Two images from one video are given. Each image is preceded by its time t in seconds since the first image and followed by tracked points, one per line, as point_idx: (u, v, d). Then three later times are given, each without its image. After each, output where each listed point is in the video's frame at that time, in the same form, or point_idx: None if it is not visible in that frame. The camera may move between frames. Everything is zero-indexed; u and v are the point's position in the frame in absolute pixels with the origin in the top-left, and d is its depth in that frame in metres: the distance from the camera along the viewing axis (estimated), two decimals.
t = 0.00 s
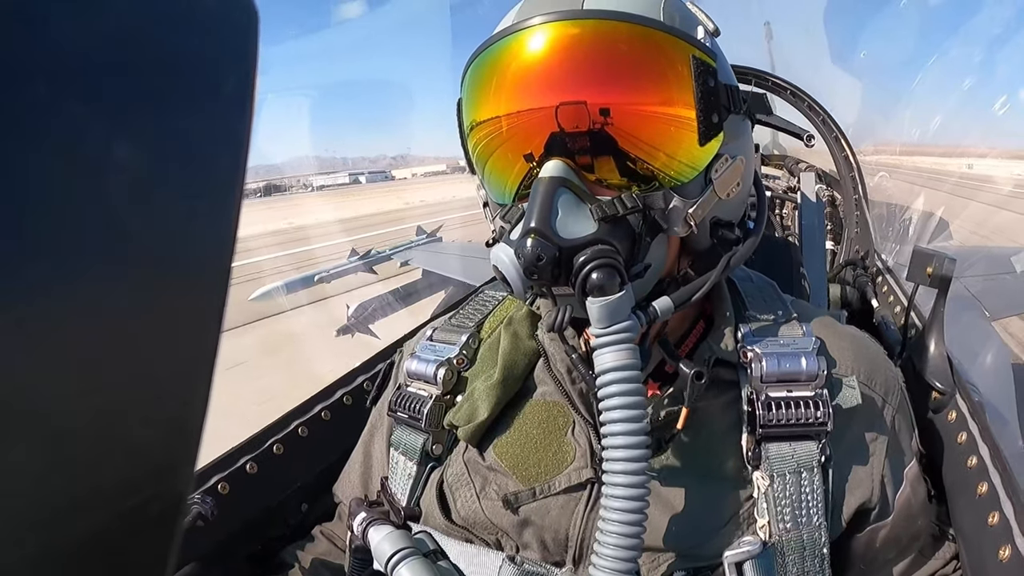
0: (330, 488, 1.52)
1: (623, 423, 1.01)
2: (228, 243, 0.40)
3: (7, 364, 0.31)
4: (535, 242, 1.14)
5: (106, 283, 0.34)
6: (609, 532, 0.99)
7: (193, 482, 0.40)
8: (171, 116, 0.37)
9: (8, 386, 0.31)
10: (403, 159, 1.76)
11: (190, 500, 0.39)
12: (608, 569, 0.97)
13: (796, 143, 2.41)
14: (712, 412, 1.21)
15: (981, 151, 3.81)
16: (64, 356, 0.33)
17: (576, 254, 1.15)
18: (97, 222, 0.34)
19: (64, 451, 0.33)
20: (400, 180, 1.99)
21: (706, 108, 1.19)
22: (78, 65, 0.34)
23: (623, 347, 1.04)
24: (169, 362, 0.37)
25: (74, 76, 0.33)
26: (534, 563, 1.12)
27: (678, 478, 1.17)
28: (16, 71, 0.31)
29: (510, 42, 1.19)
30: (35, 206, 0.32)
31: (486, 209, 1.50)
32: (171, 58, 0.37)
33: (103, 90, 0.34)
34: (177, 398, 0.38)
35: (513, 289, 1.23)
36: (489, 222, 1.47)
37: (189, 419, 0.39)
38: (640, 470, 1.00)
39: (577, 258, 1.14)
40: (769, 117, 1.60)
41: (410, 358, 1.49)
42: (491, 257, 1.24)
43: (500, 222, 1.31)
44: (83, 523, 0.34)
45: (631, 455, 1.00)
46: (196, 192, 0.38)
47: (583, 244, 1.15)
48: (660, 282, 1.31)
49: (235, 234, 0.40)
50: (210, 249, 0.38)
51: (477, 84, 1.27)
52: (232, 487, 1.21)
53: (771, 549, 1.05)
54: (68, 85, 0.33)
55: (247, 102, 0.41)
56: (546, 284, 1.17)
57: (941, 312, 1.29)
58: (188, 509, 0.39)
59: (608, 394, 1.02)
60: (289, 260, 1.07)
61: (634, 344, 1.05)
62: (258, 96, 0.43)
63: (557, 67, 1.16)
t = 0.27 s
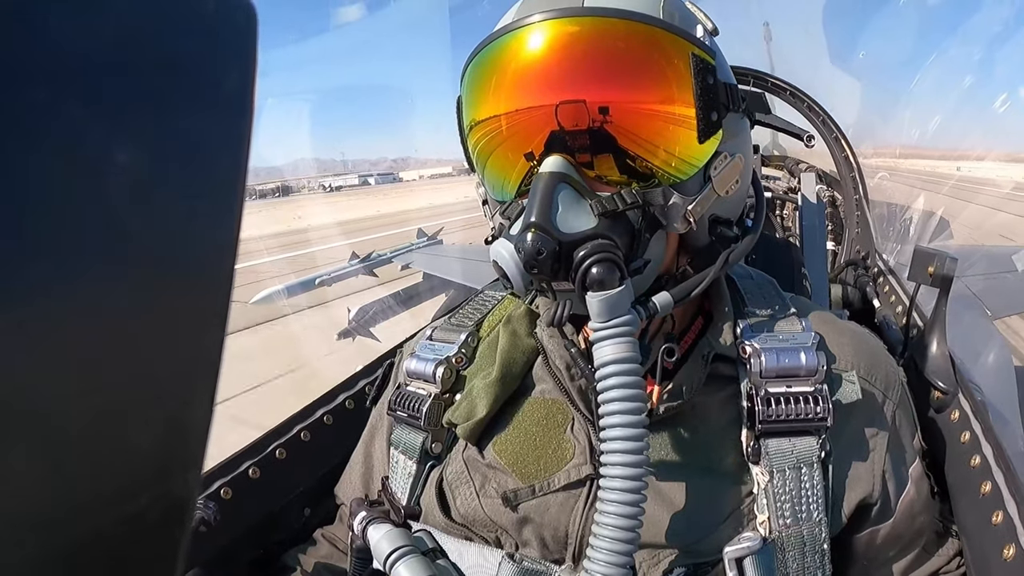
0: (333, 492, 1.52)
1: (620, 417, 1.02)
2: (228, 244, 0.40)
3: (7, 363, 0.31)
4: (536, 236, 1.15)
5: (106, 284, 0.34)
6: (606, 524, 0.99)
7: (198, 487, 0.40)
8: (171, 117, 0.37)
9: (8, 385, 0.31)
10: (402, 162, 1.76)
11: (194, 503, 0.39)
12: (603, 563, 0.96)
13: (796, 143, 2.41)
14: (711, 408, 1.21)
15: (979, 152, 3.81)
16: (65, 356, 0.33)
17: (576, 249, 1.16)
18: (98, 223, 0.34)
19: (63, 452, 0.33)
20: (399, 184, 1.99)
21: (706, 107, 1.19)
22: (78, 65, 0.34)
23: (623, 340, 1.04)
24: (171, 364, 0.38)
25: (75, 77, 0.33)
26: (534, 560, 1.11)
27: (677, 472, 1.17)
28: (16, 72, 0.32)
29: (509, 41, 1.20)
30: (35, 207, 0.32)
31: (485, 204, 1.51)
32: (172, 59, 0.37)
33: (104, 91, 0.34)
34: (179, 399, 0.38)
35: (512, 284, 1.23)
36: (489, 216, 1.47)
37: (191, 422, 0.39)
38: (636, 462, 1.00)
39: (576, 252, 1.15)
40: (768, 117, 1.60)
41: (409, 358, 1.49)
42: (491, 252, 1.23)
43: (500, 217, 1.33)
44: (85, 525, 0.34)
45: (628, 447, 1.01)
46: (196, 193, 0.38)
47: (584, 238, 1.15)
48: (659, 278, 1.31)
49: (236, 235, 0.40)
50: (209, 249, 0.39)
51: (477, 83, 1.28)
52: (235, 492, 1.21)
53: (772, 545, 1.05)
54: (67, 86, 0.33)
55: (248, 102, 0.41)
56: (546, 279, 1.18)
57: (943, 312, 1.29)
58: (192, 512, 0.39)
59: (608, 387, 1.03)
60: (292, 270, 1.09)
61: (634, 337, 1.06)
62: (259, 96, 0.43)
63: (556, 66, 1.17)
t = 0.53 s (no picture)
0: (334, 494, 1.52)
1: (605, 418, 1.02)
2: (230, 246, 0.39)
3: (7, 362, 0.31)
4: (523, 237, 1.15)
5: (107, 284, 0.34)
6: (595, 525, 1.00)
7: (202, 488, 0.40)
8: (172, 117, 0.37)
9: (7, 386, 0.31)
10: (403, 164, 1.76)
11: (198, 506, 0.39)
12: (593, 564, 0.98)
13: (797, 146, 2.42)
14: (711, 410, 1.21)
15: (980, 155, 3.82)
16: (65, 356, 0.33)
17: (564, 250, 1.15)
18: (98, 223, 0.34)
19: (63, 452, 0.34)
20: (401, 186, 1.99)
21: (705, 111, 1.19)
22: (80, 65, 0.34)
23: (607, 342, 1.05)
24: (174, 366, 0.37)
25: (75, 77, 0.34)
26: (533, 562, 1.12)
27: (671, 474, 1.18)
28: (17, 71, 0.32)
29: (512, 44, 1.20)
30: (36, 208, 0.32)
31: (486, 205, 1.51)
32: (173, 60, 0.38)
33: (104, 92, 0.35)
34: (183, 405, 0.38)
35: (504, 283, 1.23)
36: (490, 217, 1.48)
37: (195, 428, 0.38)
38: (623, 463, 1.02)
39: (564, 253, 1.14)
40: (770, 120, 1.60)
41: (410, 360, 1.49)
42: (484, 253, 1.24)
43: (498, 218, 1.34)
44: (86, 526, 0.35)
45: (613, 447, 1.01)
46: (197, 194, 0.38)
47: (570, 240, 1.15)
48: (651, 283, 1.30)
49: (237, 238, 0.40)
50: (212, 250, 0.38)
51: (480, 87, 1.28)
52: (236, 492, 1.21)
53: (771, 547, 1.04)
54: (67, 86, 0.34)
55: (253, 104, 0.41)
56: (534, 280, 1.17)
57: (944, 315, 1.29)
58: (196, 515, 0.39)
59: (592, 388, 1.03)
60: (292, 268, 1.08)
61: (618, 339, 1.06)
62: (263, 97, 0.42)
63: (559, 69, 1.17)
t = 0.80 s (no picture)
0: (330, 488, 1.51)
1: (571, 412, 1.01)
2: (229, 248, 0.38)
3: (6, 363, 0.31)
4: (496, 232, 1.15)
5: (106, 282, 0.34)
6: (571, 524, 0.99)
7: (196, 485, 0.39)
8: (173, 118, 0.36)
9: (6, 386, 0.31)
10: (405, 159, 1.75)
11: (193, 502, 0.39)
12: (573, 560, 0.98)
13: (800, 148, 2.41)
14: (715, 409, 1.20)
15: (982, 160, 3.81)
16: (64, 356, 0.33)
17: (536, 245, 1.15)
18: (98, 223, 0.33)
19: (62, 452, 0.33)
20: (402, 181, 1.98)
21: (694, 109, 1.19)
22: (80, 65, 0.33)
23: (574, 337, 1.04)
24: (172, 364, 0.37)
25: (76, 77, 0.33)
26: (534, 560, 1.12)
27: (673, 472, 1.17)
28: (16, 71, 0.31)
29: (512, 41, 1.20)
30: (36, 207, 0.32)
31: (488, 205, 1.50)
32: (175, 59, 0.37)
33: (105, 92, 0.34)
34: (178, 399, 0.37)
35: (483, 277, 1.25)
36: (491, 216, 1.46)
37: (189, 420, 0.38)
38: (591, 456, 1.00)
39: (536, 249, 1.14)
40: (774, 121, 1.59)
41: (410, 356, 1.48)
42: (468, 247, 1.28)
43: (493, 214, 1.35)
44: (81, 525, 0.34)
45: (581, 442, 1.00)
46: (196, 194, 0.37)
47: (542, 236, 1.15)
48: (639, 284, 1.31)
49: (236, 239, 0.39)
50: (210, 251, 0.38)
51: (480, 85, 1.27)
52: (232, 484, 1.20)
53: (774, 549, 1.04)
54: (68, 86, 0.33)
55: (254, 102, 0.40)
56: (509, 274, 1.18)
57: (944, 320, 1.28)
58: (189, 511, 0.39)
59: (559, 383, 1.03)
60: (291, 259, 1.08)
61: (585, 334, 1.05)
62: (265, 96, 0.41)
63: (559, 66, 1.16)
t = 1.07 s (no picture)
0: (334, 494, 1.51)
1: (591, 412, 1.02)
2: (229, 250, 0.39)
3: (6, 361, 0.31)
4: (520, 228, 1.14)
5: (108, 283, 0.34)
6: (586, 525, 0.99)
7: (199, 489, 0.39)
8: (173, 119, 0.37)
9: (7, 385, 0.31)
10: (409, 165, 1.76)
11: (194, 505, 0.39)
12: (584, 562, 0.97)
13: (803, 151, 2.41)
14: (719, 413, 1.20)
15: (985, 162, 3.81)
16: (65, 357, 0.33)
17: (560, 243, 1.14)
18: (98, 223, 0.34)
19: (61, 453, 0.33)
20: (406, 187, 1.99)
21: (718, 114, 1.19)
22: (81, 65, 0.34)
23: (596, 338, 1.05)
24: (173, 365, 0.37)
25: (76, 75, 0.34)
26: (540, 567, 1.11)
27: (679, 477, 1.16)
28: (17, 71, 0.32)
29: (532, 40, 1.20)
30: (36, 208, 0.32)
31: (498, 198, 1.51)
32: (175, 59, 0.37)
33: (106, 91, 0.34)
34: (180, 403, 0.37)
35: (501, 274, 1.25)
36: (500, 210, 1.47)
37: (192, 425, 0.38)
38: (612, 457, 1.01)
39: (559, 247, 1.13)
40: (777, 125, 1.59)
41: (415, 361, 1.48)
42: (485, 241, 1.25)
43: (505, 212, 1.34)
44: (82, 526, 0.34)
45: (600, 442, 1.01)
46: (197, 194, 0.37)
47: (566, 234, 1.13)
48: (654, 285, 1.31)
49: (237, 241, 0.39)
50: (209, 252, 0.38)
51: (500, 83, 1.28)
52: (237, 491, 1.21)
53: (780, 552, 1.03)
54: (69, 85, 0.33)
55: (255, 103, 0.40)
56: (530, 271, 1.17)
57: (949, 321, 1.28)
58: (192, 513, 0.39)
59: (579, 383, 1.03)
60: (296, 265, 1.08)
61: (607, 336, 1.06)
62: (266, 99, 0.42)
63: (579, 67, 1.16)
